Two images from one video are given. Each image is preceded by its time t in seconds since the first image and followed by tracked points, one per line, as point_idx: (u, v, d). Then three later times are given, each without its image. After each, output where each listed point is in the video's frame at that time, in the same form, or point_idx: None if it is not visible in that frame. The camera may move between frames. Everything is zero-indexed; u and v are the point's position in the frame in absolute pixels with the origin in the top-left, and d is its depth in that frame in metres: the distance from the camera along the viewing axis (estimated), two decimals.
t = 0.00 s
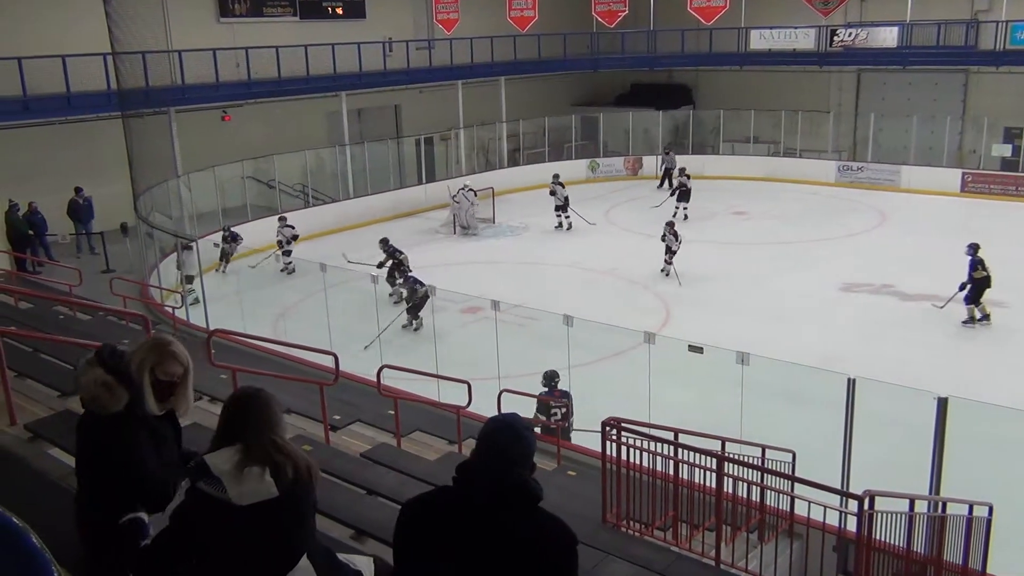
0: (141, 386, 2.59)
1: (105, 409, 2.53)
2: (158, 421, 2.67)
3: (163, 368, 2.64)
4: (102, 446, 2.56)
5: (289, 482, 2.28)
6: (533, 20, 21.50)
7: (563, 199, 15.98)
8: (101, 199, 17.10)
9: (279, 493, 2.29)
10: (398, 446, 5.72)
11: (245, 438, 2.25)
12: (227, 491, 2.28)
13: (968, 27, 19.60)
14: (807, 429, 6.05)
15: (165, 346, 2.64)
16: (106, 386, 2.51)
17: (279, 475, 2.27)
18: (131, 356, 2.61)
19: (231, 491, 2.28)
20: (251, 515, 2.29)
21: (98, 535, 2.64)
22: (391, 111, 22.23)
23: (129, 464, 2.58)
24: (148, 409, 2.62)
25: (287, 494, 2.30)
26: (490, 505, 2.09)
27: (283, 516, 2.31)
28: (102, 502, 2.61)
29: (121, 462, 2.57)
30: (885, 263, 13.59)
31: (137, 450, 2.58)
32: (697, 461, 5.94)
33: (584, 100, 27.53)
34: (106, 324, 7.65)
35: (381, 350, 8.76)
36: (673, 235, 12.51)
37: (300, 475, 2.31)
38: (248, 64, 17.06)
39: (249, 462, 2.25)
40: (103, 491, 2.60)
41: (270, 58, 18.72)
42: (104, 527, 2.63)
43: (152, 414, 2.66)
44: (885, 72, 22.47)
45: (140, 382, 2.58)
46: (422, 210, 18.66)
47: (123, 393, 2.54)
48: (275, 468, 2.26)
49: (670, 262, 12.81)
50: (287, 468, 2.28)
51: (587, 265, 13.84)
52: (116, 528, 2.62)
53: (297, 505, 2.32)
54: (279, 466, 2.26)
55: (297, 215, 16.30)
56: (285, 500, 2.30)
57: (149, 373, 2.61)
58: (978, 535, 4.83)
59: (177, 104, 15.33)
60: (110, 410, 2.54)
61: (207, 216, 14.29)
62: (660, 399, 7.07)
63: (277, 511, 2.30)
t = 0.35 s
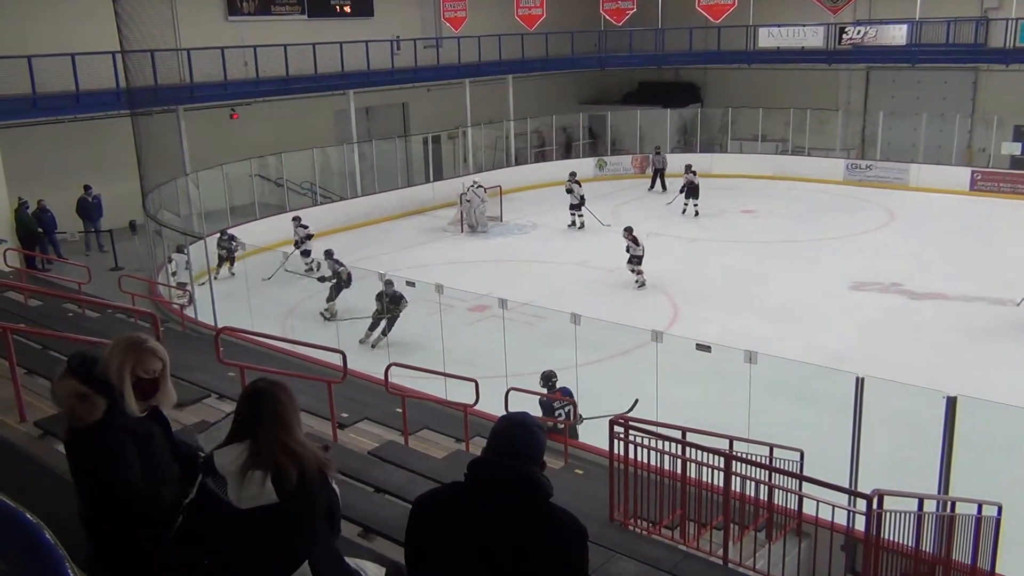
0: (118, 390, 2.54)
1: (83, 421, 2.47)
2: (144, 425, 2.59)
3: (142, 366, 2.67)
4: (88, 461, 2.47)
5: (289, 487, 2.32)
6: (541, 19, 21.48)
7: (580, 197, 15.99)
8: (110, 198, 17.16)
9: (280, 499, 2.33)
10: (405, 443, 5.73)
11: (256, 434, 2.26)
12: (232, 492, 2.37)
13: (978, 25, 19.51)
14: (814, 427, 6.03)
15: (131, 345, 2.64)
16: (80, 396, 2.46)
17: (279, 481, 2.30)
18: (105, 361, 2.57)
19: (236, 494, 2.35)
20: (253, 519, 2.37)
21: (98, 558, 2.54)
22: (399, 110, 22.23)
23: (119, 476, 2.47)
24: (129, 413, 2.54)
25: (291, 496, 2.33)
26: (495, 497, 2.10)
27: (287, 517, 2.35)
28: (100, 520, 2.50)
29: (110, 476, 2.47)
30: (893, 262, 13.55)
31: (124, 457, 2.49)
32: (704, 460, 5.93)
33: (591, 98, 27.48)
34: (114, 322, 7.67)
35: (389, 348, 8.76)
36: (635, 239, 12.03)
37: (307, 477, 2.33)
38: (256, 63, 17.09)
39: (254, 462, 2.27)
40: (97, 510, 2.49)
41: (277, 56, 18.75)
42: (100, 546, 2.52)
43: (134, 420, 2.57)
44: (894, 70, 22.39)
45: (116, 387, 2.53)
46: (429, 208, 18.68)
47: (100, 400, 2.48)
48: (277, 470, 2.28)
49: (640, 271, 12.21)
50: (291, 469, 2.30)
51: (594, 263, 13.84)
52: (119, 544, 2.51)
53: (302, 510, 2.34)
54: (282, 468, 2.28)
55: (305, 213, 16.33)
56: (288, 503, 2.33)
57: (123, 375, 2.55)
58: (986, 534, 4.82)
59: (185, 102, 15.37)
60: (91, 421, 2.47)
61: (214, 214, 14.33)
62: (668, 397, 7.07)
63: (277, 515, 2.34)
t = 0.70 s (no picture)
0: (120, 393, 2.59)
1: (86, 425, 2.50)
2: (148, 426, 2.64)
3: (141, 365, 2.73)
4: (92, 463, 2.50)
5: (275, 502, 2.25)
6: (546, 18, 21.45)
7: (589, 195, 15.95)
8: (116, 196, 17.19)
9: (266, 518, 2.26)
10: (410, 442, 5.73)
11: (252, 439, 2.22)
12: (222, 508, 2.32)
13: (984, 24, 19.44)
14: (818, 426, 6.03)
15: (127, 347, 2.69)
16: (81, 401, 2.49)
17: (264, 495, 2.24)
18: (104, 362, 2.63)
19: (226, 508, 2.30)
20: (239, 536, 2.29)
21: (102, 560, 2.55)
22: (404, 110, 22.24)
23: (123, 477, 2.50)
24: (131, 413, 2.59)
25: (280, 513, 2.25)
26: (497, 495, 2.10)
27: (276, 535, 2.27)
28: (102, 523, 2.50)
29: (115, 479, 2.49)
30: (898, 261, 13.53)
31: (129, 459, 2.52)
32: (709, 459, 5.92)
33: (596, 97, 27.45)
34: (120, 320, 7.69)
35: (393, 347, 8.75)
36: (582, 242, 11.90)
37: (298, 493, 2.25)
38: (261, 61, 17.10)
39: (241, 475, 2.23)
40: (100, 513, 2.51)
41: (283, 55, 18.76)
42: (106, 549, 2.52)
43: (135, 421, 2.62)
44: (900, 69, 22.33)
45: (116, 389, 2.58)
46: (434, 207, 18.68)
47: (103, 403, 2.51)
48: (268, 481, 2.23)
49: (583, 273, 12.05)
50: (284, 481, 2.23)
51: (599, 262, 13.83)
52: (124, 546, 2.50)
53: (291, 526, 2.26)
54: (275, 481, 2.23)
55: (310, 211, 16.34)
56: (278, 520, 2.25)
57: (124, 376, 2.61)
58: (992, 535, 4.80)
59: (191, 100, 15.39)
60: (93, 424, 2.50)
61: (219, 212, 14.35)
62: (672, 396, 7.06)
63: (264, 534, 2.27)
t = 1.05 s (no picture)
0: (139, 397, 2.54)
1: (100, 429, 2.48)
2: (163, 430, 2.61)
3: (162, 368, 2.70)
4: (101, 465, 2.50)
5: (251, 514, 2.17)
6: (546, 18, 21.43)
7: (588, 196, 15.96)
8: (116, 196, 17.19)
9: (245, 531, 2.20)
10: (410, 443, 5.73)
11: (235, 448, 2.14)
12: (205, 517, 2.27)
13: (984, 25, 19.43)
14: (818, 426, 6.03)
15: (147, 349, 2.64)
16: (99, 403, 2.46)
17: (240, 507, 2.18)
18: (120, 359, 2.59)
19: (207, 518, 2.24)
20: (222, 546, 2.25)
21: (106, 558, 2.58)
22: (404, 110, 22.25)
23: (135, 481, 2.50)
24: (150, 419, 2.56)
25: (257, 525, 2.18)
26: (494, 493, 2.11)
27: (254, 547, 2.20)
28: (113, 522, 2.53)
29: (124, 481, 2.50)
30: (897, 262, 13.53)
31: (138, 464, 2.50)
32: (708, 459, 5.92)
33: (596, 98, 27.47)
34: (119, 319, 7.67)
35: (392, 347, 8.73)
36: (527, 243, 12.11)
37: (279, 505, 2.17)
38: (260, 61, 17.09)
39: (222, 487, 2.18)
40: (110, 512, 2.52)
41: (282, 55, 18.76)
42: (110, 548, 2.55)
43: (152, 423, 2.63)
44: (900, 70, 22.34)
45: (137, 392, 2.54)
46: (434, 208, 18.69)
47: (120, 406, 2.49)
48: (247, 491, 2.16)
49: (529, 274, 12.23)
50: (264, 493, 2.16)
51: (599, 262, 13.82)
52: (126, 545, 2.53)
53: (273, 538, 2.19)
54: (256, 492, 2.16)
55: (310, 212, 16.34)
56: (255, 531, 2.19)
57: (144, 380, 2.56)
58: (991, 535, 4.79)
59: (191, 100, 15.38)
60: (107, 429, 2.48)
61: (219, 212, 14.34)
62: (671, 396, 7.06)
63: (245, 546, 2.21)
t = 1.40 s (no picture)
0: (133, 387, 2.56)
1: (93, 417, 2.52)
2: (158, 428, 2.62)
3: (157, 362, 2.70)
4: (93, 455, 2.53)
5: (240, 510, 2.16)
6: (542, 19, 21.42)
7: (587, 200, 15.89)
8: (111, 196, 17.17)
9: (231, 524, 2.18)
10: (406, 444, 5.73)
11: (234, 441, 2.16)
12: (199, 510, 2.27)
13: (979, 27, 19.48)
14: (813, 427, 6.04)
15: (146, 342, 2.63)
16: (91, 394, 2.50)
17: (230, 501, 2.16)
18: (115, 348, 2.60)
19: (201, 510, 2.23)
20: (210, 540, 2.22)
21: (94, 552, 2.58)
22: (400, 111, 22.24)
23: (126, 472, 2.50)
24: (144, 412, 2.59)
25: (245, 522, 2.16)
26: (492, 493, 2.12)
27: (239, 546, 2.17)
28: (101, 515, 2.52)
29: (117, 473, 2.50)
30: (893, 263, 13.57)
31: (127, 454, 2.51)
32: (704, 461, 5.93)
33: (592, 99, 27.49)
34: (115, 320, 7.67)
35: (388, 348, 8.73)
36: (474, 249, 12.05)
37: (270, 503, 2.15)
38: (256, 62, 17.07)
39: (217, 479, 2.18)
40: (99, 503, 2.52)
41: (279, 56, 18.74)
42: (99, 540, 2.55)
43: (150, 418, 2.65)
44: (895, 72, 22.40)
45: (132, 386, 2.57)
46: (430, 209, 18.69)
47: (111, 398, 2.52)
48: (240, 486, 2.15)
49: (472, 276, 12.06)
50: (256, 491, 2.15)
51: (595, 264, 13.84)
52: (113, 539, 2.52)
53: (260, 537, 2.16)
54: (246, 486, 2.15)
55: (306, 212, 16.33)
56: (242, 529, 2.16)
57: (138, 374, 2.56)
58: (985, 536, 4.81)
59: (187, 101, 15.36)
60: (100, 419, 2.52)
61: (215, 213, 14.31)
62: (667, 397, 7.07)
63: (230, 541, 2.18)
